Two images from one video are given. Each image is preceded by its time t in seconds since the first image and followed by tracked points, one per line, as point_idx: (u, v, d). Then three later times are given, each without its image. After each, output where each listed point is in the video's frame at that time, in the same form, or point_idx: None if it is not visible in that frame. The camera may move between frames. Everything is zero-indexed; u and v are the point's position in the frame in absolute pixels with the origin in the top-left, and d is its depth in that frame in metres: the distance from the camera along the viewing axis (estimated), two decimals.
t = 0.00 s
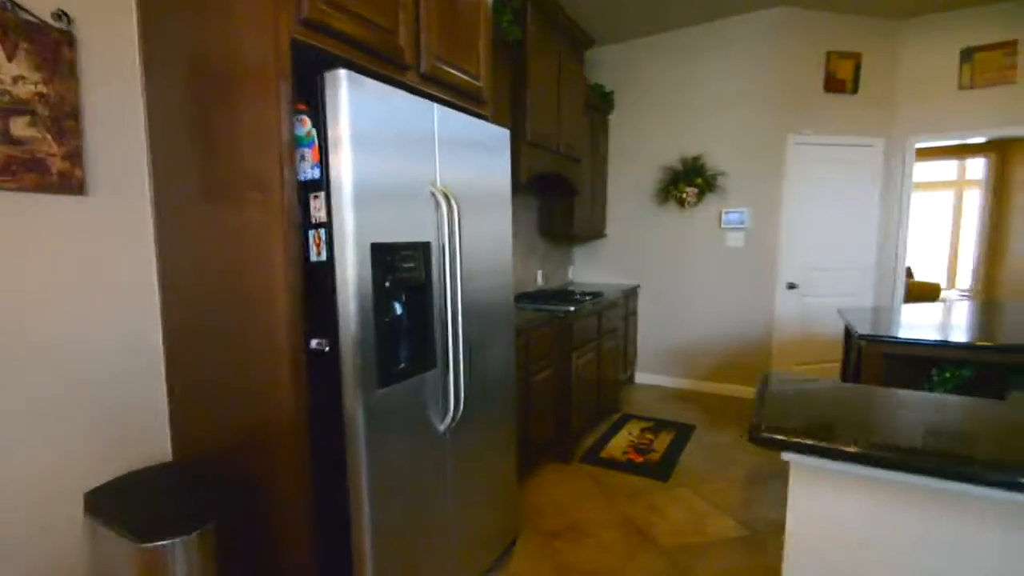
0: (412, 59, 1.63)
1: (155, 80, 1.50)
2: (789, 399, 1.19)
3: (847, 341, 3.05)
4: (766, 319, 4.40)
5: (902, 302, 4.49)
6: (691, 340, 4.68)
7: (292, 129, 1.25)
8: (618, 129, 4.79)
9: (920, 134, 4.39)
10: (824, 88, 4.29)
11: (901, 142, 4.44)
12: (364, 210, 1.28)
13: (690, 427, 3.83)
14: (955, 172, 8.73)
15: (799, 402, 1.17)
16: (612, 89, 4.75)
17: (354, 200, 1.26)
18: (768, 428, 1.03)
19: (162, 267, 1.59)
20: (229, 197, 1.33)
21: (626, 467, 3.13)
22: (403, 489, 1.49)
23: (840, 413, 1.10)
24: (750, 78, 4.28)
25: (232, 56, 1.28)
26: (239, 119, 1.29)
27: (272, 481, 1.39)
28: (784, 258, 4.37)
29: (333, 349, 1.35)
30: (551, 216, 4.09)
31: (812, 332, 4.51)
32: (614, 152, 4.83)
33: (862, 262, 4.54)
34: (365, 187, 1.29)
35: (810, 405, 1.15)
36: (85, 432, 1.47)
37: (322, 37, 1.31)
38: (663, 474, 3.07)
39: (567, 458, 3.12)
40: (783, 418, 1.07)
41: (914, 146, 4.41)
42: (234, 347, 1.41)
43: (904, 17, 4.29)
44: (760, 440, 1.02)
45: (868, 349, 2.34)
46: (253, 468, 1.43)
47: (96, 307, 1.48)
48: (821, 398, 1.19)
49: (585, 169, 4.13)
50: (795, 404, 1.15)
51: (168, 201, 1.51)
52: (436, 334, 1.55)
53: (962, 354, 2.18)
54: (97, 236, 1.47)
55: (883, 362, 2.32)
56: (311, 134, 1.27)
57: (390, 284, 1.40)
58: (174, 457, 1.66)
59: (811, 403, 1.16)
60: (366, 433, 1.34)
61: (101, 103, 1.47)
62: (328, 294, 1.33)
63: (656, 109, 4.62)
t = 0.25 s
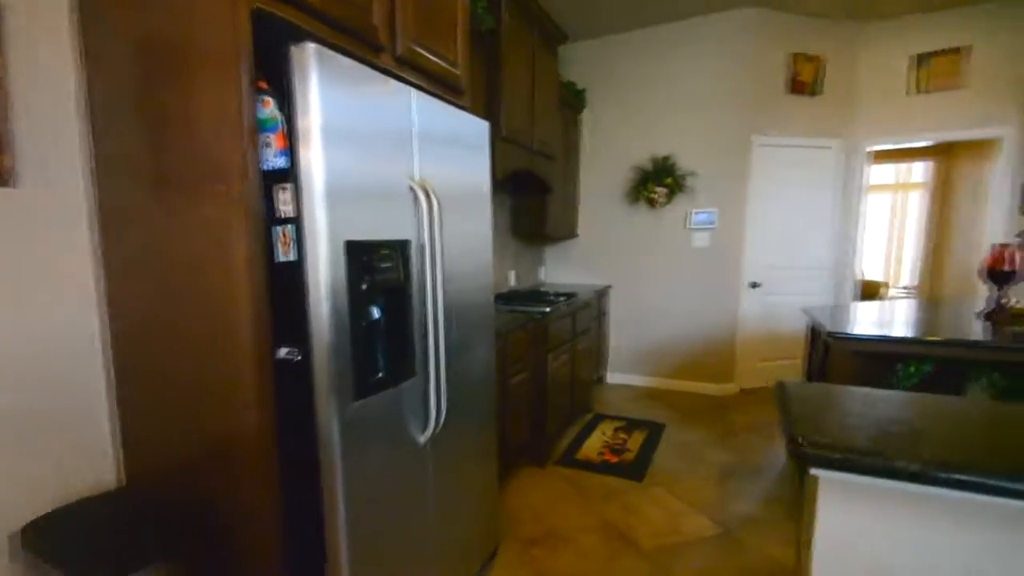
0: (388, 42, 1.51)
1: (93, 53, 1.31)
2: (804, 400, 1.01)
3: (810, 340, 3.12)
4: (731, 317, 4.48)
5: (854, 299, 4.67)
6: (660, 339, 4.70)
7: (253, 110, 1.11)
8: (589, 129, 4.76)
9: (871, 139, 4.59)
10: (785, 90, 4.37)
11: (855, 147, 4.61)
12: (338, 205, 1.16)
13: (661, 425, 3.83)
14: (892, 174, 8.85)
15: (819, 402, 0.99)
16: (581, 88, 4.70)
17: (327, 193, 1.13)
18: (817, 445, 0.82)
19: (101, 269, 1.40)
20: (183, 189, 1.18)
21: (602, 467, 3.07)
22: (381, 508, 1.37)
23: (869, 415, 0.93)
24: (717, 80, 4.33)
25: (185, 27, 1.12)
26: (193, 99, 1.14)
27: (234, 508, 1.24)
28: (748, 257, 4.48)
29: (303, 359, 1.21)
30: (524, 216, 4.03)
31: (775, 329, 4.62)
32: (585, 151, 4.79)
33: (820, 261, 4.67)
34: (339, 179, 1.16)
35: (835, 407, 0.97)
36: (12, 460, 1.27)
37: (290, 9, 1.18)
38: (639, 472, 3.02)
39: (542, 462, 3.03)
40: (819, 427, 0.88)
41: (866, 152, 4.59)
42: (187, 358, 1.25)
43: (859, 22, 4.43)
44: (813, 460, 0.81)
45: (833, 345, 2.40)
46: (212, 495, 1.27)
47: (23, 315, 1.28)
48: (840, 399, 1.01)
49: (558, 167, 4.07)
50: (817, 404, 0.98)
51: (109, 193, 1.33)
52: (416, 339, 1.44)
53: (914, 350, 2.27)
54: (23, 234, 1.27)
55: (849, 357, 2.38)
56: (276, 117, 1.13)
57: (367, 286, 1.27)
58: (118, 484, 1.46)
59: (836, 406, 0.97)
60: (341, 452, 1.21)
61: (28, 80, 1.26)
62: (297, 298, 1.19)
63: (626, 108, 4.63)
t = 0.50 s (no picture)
0: (356, 24, 1.37)
1: None
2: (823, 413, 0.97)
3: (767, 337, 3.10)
4: (690, 317, 4.47)
5: (795, 298, 4.82)
6: (621, 339, 4.63)
7: (200, 91, 0.96)
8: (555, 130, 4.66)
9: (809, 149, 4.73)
10: (733, 102, 4.44)
11: (794, 157, 4.76)
12: (303, 201, 1.02)
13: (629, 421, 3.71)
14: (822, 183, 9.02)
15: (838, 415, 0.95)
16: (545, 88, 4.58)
17: (291, 187, 0.99)
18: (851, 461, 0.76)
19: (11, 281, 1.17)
20: (116, 182, 1.00)
21: (576, 470, 2.94)
22: (356, 542, 1.22)
23: (888, 423, 0.90)
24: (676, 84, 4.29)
25: None
26: (129, 77, 0.97)
27: (183, 553, 1.06)
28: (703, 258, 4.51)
29: (263, 378, 1.03)
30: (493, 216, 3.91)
31: (730, 327, 4.70)
32: (548, 149, 4.68)
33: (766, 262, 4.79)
34: (304, 172, 1.02)
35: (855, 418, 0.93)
36: None
37: None
38: (614, 473, 2.90)
39: (517, 466, 2.92)
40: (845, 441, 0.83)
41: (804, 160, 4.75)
42: (122, 383, 1.06)
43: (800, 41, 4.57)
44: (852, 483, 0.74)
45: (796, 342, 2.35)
46: (155, 540, 1.08)
47: None
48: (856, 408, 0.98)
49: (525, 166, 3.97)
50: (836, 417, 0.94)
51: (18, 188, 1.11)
52: (391, 349, 1.31)
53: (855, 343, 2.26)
54: None
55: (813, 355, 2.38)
56: (228, 98, 0.97)
57: (338, 292, 1.14)
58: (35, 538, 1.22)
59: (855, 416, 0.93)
60: (310, 482, 1.07)
61: None
62: (255, 307, 1.02)
63: (587, 111, 4.55)
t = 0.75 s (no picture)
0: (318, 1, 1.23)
1: None
2: (843, 418, 0.84)
3: (728, 334, 3.00)
4: (651, 317, 4.40)
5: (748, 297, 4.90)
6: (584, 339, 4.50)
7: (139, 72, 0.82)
8: (519, 130, 4.46)
9: (759, 154, 4.76)
10: (691, 107, 4.40)
11: (745, 160, 4.77)
12: (262, 198, 0.89)
13: (597, 422, 3.52)
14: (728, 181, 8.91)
15: (860, 421, 0.83)
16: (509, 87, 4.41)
17: (248, 181, 0.86)
18: (897, 482, 0.63)
19: None
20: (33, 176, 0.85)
21: (547, 474, 2.78)
22: None
23: (918, 430, 0.78)
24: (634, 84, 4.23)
25: None
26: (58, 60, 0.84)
27: None
28: (665, 258, 4.43)
29: (214, 404, 0.88)
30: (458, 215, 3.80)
31: (693, 323, 4.70)
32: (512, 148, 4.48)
33: (722, 261, 4.83)
34: (263, 165, 0.89)
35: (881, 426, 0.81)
36: None
37: None
38: (586, 475, 2.73)
39: (490, 471, 2.81)
40: (879, 453, 0.71)
41: (753, 164, 4.77)
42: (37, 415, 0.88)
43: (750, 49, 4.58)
44: (898, 509, 0.62)
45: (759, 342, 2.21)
46: None
47: None
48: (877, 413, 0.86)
49: (490, 163, 3.84)
50: (859, 424, 0.82)
51: None
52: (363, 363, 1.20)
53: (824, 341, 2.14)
54: None
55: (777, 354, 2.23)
56: (175, 80, 0.83)
57: (305, 300, 1.02)
58: None
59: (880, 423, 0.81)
60: (275, 518, 0.94)
61: None
62: (205, 322, 0.87)
63: (551, 111, 4.39)
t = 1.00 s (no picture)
0: None
1: None
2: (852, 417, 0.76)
3: (694, 332, 2.96)
4: (617, 317, 4.40)
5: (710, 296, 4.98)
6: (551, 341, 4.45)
7: (48, 42, 0.71)
8: (482, 128, 4.37)
9: (718, 154, 4.85)
10: (651, 108, 4.44)
11: (704, 160, 4.87)
12: (205, 190, 0.77)
13: (567, 425, 3.47)
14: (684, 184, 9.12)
15: (873, 419, 0.75)
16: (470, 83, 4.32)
17: (187, 170, 0.74)
18: (935, 495, 0.55)
19: None
20: None
21: (520, 482, 2.68)
22: None
23: (939, 428, 0.71)
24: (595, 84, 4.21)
25: None
26: None
27: None
28: (628, 258, 4.45)
29: (150, 431, 0.77)
30: (421, 215, 3.68)
31: (656, 322, 4.74)
32: (475, 148, 4.39)
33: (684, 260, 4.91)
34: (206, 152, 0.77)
35: (899, 427, 0.72)
36: None
37: None
38: (559, 480, 2.66)
39: (460, 485, 2.65)
40: (901, 455, 0.63)
41: (712, 164, 4.87)
42: None
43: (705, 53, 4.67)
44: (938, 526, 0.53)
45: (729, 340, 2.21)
46: None
47: None
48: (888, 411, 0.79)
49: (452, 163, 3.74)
50: (872, 424, 0.73)
51: None
52: (326, 374, 1.08)
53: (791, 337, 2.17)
54: None
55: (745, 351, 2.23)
56: (91, 47, 0.71)
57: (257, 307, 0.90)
58: None
59: (896, 424, 0.73)
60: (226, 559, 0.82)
61: None
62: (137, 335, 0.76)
63: (512, 110, 4.33)
